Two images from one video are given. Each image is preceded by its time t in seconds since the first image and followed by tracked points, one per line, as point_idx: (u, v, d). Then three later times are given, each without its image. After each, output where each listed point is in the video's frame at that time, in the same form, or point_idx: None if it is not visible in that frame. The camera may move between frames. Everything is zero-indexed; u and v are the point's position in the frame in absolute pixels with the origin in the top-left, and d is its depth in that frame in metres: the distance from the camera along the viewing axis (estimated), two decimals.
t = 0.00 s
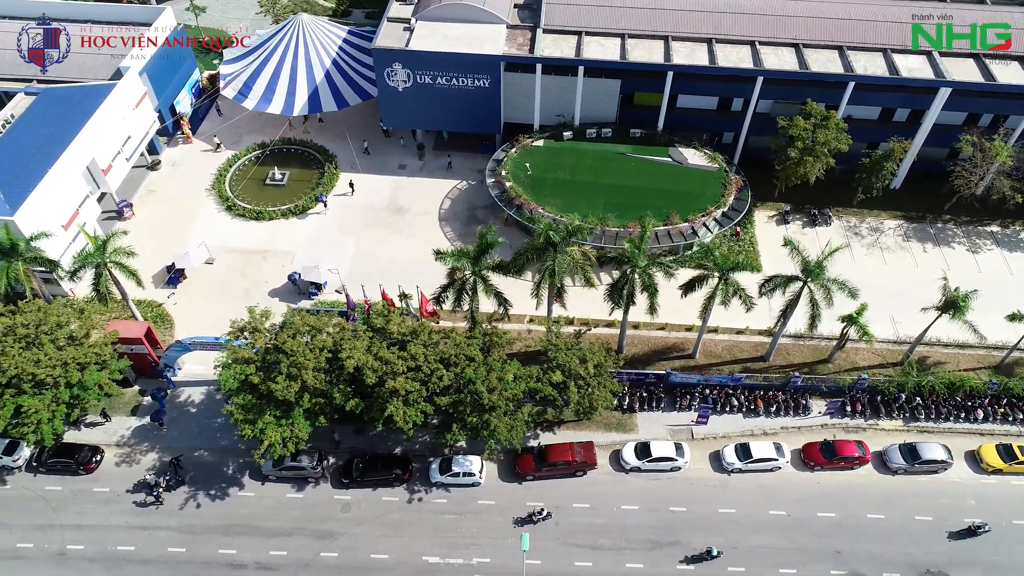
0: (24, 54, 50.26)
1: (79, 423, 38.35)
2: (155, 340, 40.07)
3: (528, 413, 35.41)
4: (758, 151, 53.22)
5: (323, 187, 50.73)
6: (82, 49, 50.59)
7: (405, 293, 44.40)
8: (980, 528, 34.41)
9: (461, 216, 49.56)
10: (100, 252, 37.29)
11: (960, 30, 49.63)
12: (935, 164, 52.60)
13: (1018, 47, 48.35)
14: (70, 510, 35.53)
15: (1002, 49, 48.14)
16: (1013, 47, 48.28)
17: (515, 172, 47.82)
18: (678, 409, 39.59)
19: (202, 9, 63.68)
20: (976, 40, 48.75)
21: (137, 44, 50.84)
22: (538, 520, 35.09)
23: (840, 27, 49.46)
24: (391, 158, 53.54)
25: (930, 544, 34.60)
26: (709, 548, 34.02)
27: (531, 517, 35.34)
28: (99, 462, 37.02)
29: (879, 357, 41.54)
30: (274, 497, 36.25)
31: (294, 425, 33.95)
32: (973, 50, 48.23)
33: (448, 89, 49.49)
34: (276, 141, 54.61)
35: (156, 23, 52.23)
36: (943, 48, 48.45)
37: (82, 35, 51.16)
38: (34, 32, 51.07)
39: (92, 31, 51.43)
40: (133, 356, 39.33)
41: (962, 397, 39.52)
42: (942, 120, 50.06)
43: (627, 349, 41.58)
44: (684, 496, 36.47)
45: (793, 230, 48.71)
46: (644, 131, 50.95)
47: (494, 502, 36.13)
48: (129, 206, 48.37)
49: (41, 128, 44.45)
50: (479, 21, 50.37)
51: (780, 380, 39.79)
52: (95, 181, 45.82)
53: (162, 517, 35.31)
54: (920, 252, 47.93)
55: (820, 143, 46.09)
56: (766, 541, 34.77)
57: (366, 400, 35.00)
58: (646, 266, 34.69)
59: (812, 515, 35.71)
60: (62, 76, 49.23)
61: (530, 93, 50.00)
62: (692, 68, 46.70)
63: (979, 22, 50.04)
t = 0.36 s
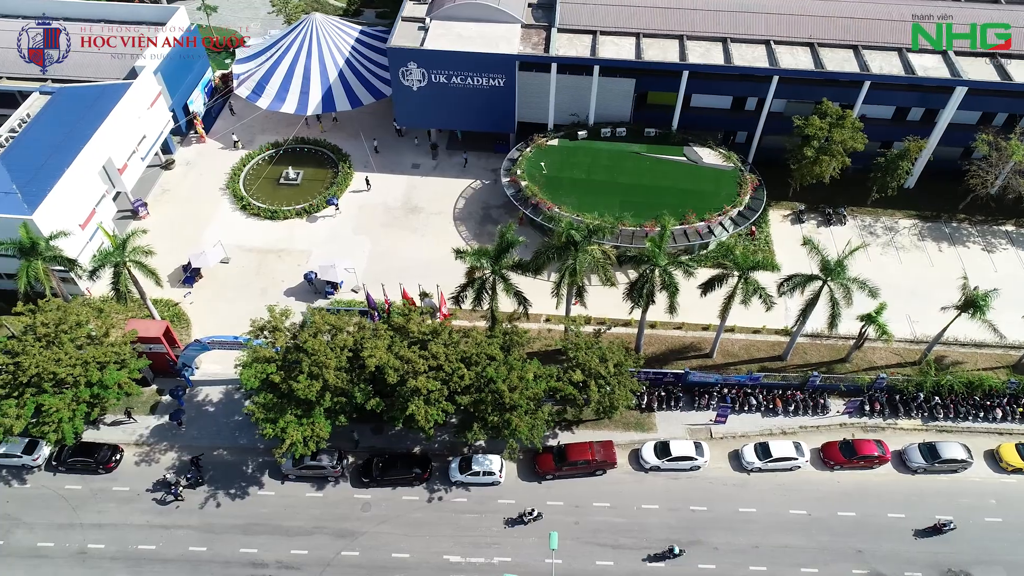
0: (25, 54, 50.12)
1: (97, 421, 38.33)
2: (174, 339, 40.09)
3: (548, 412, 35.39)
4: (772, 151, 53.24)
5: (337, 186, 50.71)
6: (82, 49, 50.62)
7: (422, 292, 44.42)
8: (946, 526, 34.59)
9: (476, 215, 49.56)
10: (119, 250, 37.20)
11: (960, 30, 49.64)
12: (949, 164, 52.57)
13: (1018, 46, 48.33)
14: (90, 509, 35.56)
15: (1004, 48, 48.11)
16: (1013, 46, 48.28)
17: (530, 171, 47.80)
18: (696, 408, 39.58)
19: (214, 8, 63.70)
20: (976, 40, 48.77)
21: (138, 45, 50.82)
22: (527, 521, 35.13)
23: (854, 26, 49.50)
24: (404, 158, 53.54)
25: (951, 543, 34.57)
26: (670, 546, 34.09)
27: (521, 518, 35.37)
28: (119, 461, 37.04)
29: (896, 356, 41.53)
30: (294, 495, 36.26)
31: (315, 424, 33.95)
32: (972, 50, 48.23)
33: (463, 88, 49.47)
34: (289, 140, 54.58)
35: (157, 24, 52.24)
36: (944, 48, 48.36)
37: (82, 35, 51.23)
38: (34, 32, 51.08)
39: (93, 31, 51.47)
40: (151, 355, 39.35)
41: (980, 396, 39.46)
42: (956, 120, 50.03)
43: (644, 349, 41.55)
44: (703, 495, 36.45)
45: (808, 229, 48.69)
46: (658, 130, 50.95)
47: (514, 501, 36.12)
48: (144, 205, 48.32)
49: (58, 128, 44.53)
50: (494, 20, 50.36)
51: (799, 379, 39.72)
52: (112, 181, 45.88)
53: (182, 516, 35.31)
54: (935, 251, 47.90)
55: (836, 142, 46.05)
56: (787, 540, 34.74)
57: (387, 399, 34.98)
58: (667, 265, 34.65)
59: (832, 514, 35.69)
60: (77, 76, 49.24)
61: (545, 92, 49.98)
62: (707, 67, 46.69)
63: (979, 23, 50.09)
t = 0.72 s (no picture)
0: (25, 54, 50.26)
1: (116, 421, 38.33)
2: (192, 338, 40.10)
3: (569, 411, 35.38)
4: (787, 150, 53.22)
5: (351, 186, 50.68)
6: (82, 49, 50.62)
7: (438, 292, 44.45)
8: (911, 524, 34.63)
9: (490, 214, 49.55)
10: (139, 249, 37.24)
11: (960, 31, 49.62)
12: (963, 163, 52.57)
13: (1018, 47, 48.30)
14: (110, 508, 35.56)
15: (1003, 49, 48.09)
16: (1013, 46, 48.25)
17: (546, 170, 47.78)
18: (715, 408, 39.58)
19: (225, 8, 63.70)
20: (977, 40, 48.76)
21: (138, 44, 50.83)
22: (519, 521, 35.03)
23: (867, 26, 49.54)
24: (418, 157, 53.53)
25: (972, 542, 34.56)
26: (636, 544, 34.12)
27: (512, 518, 35.28)
28: (139, 460, 37.05)
29: (914, 356, 41.54)
30: (313, 495, 36.24)
31: (336, 423, 33.92)
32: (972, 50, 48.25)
33: (477, 88, 49.47)
34: (303, 139, 54.54)
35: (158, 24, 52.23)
36: (943, 49, 48.37)
37: (82, 35, 51.24)
38: (34, 32, 51.12)
39: (92, 31, 51.44)
40: (170, 354, 39.37)
41: (999, 396, 39.45)
42: (970, 119, 50.03)
43: (662, 348, 41.54)
44: (723, 495, 36.43)
45: (823, 229, 48.67)
46: (673, 129, 50.95)
47: (535, 501, 36.11)
48: (159, 204, 48.29)
49: (74, 127, 44.60)
50: (508, 19, 50.37)
51: (817, 378, 39.65)
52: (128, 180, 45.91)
53: (203, 515, 35.31)
54: (951, 250, 47.88)
55: (852, 142, 46.07)
56: (808, 539, 34.73)
57: (408, 398, 34.98)
58: (688, 264, 34.65)
59: (853, 514, 35.68)
60: (92, 75, 49.26)
61: (560, 91, 49.96)
62: (723, 67, 46.69)
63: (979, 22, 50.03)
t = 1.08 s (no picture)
0: (24, 54, 50.32)
1: (135, 420, 38.32)
2: (210, 338, 40.06)
3: (589, 411, 35.35)
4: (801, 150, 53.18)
5: (366, 186, 50.62)
6: (82, 49, 50.64)
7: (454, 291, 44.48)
8: (879, 523, 34.68)
9: (504, 214, 49.54)
10: (158, 248, 37.26)
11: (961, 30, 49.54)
12: (977, 163, 52.54)
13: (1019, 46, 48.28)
14: (130, 507, 35.55)
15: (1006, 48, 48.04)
16: (1013, 46, 48.24)
17: (561, 170, 47.77)
18: (733, 407, 39.56)
19: (237, 7, 63.68)
20: (976, 40, 48.67)
21: (138, 44, 50.90)
22: (509, 521, 34.99)
23: (882, 24, 49.59)
24: (432, 157, 53.51)
25: (993, 542, 34.54)
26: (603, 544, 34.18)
27: (503, 518, 35.25)
28: (158, 459, 37.05)
29: (932, 355, 41.53)
30: (333, 494, 36.22)
31: (357, 422, 33.88)
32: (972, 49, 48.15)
33: (492, 87, 49.46)
34: (316, 139, 54.50)
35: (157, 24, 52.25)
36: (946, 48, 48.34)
37: (82, 35, 51.21)
38: (34, 32, 51.29)
39: (92, 31, 51.41)
40: (188, 353, 39.33)
41: (1017, 395, 39.41)
42: (985, 119, 50.01)
43: (679, 347, 41.50)
44: (743, 494, 36.43)
45: (837, 228, 48.64)
46: (687, 129, 50.93)
47: (555, 500, 36.09)
48: (173, 204, 48.25)
49: (91, 127, 44.68)
50: (523, 19, 50.36)
51: (836, 377, 39.60)
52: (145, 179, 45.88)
53: (223, 514, 35.31)
54: (966, 250, 47.85)
55: (868, 141, 46.07)
56: (828, 538, 34.72)
57: (429, 398, 34.97)
58: (709, 263, 34.65)
59: (873, 513, 35.68)
60: (107, 74, 49.28)
61: (574, 90, 49.97)
62: (738, 66, 46.70)
63: (978, 21, 49.86)
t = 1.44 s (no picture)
0: (24, 54, 50.52)
1: (151, 420, 38.32)
2: (226, 337, 40.04)
3: (608, 411, 35.32)
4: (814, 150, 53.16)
5: (378, 186, 50.60)
6: (82, 49, 50.74)
7: (470, 291, 44.50)
8: (848, 523, 34.64)
9: (518, 214, 49.53)
10: (176, 248, 37.29)
11: (960, 30, 49.58)
12: (990, 163, 52.47)
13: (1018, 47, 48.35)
14: (148, 506, 35.57)
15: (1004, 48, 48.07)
16: (1012, 46, 48.39)
17: (575, 169, 47.75)
18: (749, 407, 39.52)
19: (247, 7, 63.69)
20: (976, 40, 48.73)
21: (138, 45, 50.89)
22: (502, 521, 35.00)
23: (893, 24, 49.63)
24: (444, 156, 53.51)
25: (1012, 542, 34.50)
26: (573, 544, 34.08)
27: (496, 518, 35.23)
28: (175, 459, 37.06)
29: (948, 355, 41.51)
30: (351, 493, 36.20)
31: (375, 422, 33.91)
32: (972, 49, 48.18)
33: (505, 87, 49.44)
34: (328, 139, 54.48)
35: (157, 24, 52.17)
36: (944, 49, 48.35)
37: (81, 35, 51.30)
38: (34, 32, 51.46)
39: (92, 31, 51.46)
40: (204, 353, 39.28)
41: None
42: (998, 119, 49.97)
43: (695, 347, 41.46)
44: (761, 494, 36.41)
45: (850, 228, 48.64)
46: (700, 129, 50.92)
47: (572, 500, 36.08)
48: (186, 203, 48.24)
49: (105, 126, 44.78)
50: (536, 19, 50.35)
51: (852, 377, 39.55)
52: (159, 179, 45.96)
53: (242, 513, 35.31)
54: (980, 249, 47.79)
55: (882, 141, 46.07)
56: (847, 539, 34.69)
57: (448, 397, 34.99)
58: (728, 263, 34.62)
59: (891, 513, 35.66)
60: (121, 74, 49.36)
61: (587, 90, 49.95)
62: (752, 66, 46.71)
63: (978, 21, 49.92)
